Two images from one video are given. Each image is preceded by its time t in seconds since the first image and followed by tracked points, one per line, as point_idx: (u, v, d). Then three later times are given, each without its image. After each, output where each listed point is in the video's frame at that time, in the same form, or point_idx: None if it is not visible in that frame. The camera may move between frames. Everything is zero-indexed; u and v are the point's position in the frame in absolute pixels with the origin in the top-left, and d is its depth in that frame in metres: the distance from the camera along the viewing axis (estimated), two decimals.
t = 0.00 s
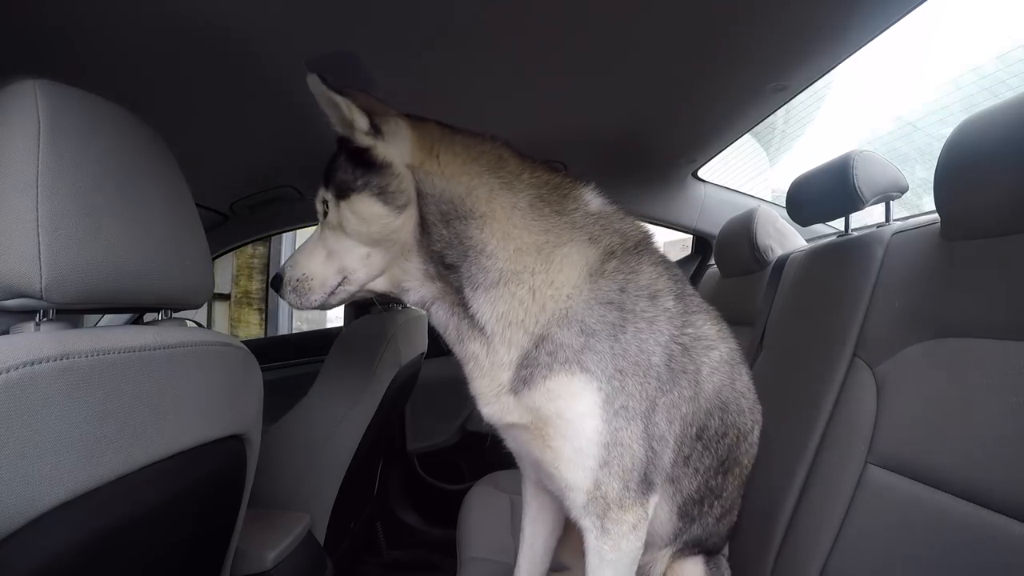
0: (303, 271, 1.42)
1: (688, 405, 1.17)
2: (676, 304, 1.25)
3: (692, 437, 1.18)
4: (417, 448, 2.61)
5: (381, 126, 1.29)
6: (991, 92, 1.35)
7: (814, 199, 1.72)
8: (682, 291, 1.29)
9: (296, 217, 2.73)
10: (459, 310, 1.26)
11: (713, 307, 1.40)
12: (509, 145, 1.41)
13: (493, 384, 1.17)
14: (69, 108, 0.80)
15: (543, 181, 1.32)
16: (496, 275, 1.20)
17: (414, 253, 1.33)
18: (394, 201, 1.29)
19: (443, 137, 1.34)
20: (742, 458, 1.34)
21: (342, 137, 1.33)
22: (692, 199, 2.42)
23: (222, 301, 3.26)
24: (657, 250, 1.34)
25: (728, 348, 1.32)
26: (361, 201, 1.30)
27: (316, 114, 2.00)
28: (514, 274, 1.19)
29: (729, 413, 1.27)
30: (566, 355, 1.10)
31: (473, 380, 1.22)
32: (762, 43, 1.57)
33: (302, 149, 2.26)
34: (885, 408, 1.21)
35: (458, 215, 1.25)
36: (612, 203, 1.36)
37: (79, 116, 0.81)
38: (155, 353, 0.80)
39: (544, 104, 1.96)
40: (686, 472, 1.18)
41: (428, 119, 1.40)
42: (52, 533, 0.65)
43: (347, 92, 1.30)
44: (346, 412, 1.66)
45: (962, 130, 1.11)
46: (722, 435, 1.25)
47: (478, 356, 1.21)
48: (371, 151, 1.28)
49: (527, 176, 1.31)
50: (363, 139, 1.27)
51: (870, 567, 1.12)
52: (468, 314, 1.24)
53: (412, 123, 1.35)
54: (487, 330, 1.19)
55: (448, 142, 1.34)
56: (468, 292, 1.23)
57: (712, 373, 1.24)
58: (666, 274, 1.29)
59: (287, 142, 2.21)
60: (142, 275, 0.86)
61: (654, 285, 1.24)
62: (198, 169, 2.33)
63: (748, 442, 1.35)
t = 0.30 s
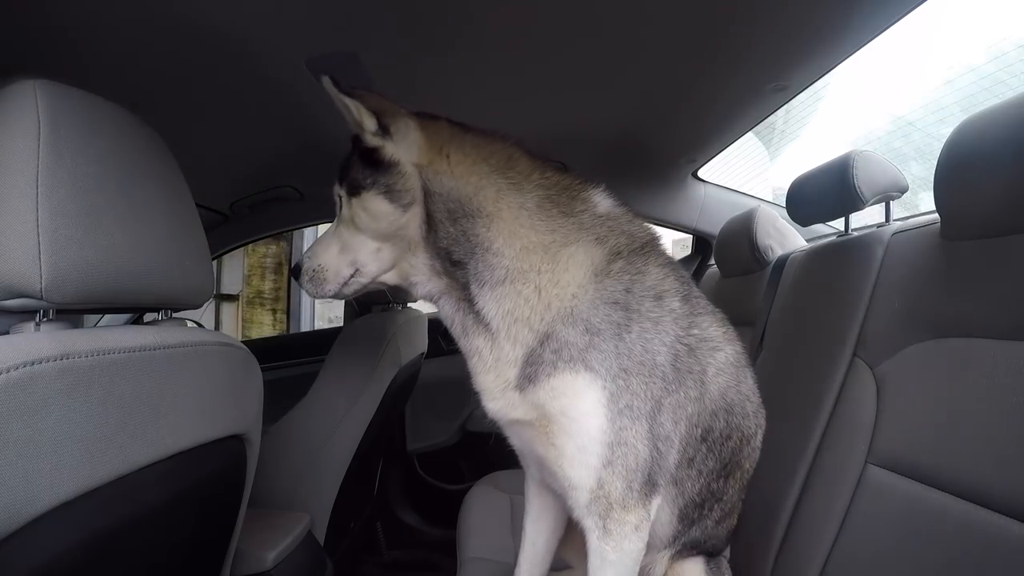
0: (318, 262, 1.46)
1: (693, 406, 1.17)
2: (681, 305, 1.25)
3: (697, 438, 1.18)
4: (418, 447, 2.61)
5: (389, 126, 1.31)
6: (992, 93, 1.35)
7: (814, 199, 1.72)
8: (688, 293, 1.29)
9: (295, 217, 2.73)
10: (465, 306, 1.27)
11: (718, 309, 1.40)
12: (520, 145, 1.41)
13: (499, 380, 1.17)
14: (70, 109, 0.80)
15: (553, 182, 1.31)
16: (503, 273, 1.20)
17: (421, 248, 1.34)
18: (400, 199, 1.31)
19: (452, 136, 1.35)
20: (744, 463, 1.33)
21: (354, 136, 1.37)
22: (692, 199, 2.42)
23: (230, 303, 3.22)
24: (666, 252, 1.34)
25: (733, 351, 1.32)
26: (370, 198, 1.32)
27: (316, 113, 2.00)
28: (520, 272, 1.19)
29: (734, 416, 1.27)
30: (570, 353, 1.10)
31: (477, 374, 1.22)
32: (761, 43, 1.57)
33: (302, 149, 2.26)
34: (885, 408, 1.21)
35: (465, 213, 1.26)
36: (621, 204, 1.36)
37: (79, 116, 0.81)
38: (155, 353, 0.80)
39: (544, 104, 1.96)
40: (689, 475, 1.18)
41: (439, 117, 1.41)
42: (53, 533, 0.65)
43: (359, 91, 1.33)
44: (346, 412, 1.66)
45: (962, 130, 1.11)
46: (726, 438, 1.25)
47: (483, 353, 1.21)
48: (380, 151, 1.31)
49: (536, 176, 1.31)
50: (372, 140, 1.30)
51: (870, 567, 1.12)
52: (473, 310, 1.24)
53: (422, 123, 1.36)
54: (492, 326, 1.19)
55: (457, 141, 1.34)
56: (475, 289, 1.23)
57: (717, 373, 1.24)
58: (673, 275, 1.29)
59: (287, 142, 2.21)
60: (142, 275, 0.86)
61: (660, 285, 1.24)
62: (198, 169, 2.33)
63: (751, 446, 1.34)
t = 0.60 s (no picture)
0: (331, 257, 1.50)
1: (704, 409, 1.17)
2: (692, 307, 1.25)
3: (706, 441, 1.18)
4: (418, 447, 2.60)
5: (398, 123, 1.31)
6: (991, 93, 1.37)
7: (814, 200, 1.72)
8: (699, 294, 1.29)
9: (295, 217, 2.73)
10: (474, 303, 1.27)
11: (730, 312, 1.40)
12: (531, 141, 1.40)
13: (508, 378, 1.17)
14: (70, 109, 0.80)
15: (564, 180, 1.31)
16: (513, 269, 1.20)
17: (430, 243, 1.34)
18: (405, 194, 1.33)
19: (462, 133, 1.34)
20: (752, 468, 1.33)
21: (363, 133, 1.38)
22: (692, 199, 2.42)
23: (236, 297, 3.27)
24: (677, 252, 1.34)
25: (744, 352, 1.32)
26: (379, 194, 1.35)
27: (316, 113, 2.00)
28: (531, 270, 1.19)
29: (744, 419, 1.27)
30: (581, 353, 1.10)
31: (485, 370, 1.23)
32: (761, 43, 1.57)
33: (302, 149, 2.26)
34: (885, 408, 1.21)
35: (474, 209, 1.26)
36: (633, 203, 1.35)
37: (80, 116, 0.81)
38: (155, 353, 0.80)
39: (544, 104, 1.96)
40: (697, 477, 1.18)
41: (450, 113, 1.40)
42: (53, 533, 0.65)
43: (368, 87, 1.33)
44: (346, 412, 1.66)
45: (962, 130, 1.11)
46: (735, 441, 1.25)
47: (492, 350, 1.21)
48: (387, 148, 1.32)
49: (547, 174, 1.31)
50: (379, 137, 1.31)
51: (870, 566, 1.12)
52: (483, 307, 1.24)
53: (431, 119, 1.36)
54: (501, 323, 1.19)
55: (468, 138, 1.33)
56: (484, 285, 1.23)
57: (727, 375, 1.24)
58: (684, 276, 1.29)
59: (287, 142, 2.21)
60: (142, 275, 0.86)
61: (672, 286, 1.24)
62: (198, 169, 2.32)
63: (759, 450, 1.34)
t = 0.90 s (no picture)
0: (336, 257, 1.50)
1: (710, 412, 1.17)
2: (700, 309, 1.25)
3: (712, 443, 1.18)
4: (418, 448, 2.60)
5: (406, 121, 1.32)
6: (991, 93, 1.38)
7: (814, 199, 1.72)
8: (707, 297, 1.29)
9: (295, 217, 2.73)
10: (483, 304, 1.27)
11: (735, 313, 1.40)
12: (540, 141, 1.40)
13: (515, 380, 1.17)
14: (70, 109, 0.79)
15: (573, 180, 1.31)
16: (523, 270, 1.20)
17: (437, 243, 1.34)
18: (413, 193, 1.32)
19: (471, 132, 1.34)
20: (756, 471, 1.33)
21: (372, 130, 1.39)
22: (692, 199, 2.42)
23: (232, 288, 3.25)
24: (685, 253, 1.34)
25: (751, 355, 1.32)
26: (385, 193, 1.34)
27: (316, 114, 2.00)
28: (540, 270, 1.19)
29: (749, 421, 1.27)
30: (589, 356, 1.10)
31: (491, 370, 1.22)
32: (762, 43, 1.57)
33: (302, 149, 2.26)
34: (885, 408, 1.21)
35: (484, 209, 1.26)
36: (641, 204, 1.35)
37: (80, 117, 0.81)
38: (155, 354, 0.80)
39: (544, 104, 1.96)
40: (702, 480, 1.18)
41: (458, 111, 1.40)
42: (52, 533, 0.65)
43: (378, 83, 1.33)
44: (346, 412, 1.66)
45: (963, 129, 1.11)
46: (740, 443, 1.25)
47: (499, 351, 1.21)
48: (395, 145, 1.33)
49: (557, 174, 1.31)
50: (388, 134, 1.31)
51: (871, 566, 1.12)
52: (491, 308, 1.24)
53: (439, 117, 1.36)
54: (509, 324, 1.19)
55: (478, 137, 1.33)
56: (493, 286, 1.23)
57: (734, 378, 1.24)
58: (692, 278, 1.29)
59: (287, 142, 2.21)
60: (142, 276, 0.86)
61: (681, 288, 1.24)
62: (198, 169, 2.32)
63: (764, 453, 1.33)
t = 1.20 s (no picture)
0: (333, 259, 1.50)
1: (707, 411, 1.17)
2: (696, 309, 1.25)
3: (708, 442, 1.18)
4: (418, 448, 2.60)
5: (401, 122, 1.32)
6: (991, 93, 1.40)
7: (814, 200, 1.72)
8: (703, 296, 1.29)
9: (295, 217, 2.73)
10: (479, 303, 1.27)
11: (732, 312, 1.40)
12: (537, 141, 1.40)
13: (513, 381, 1.17)
14: (70, 109, 0.79)
15: (571, 181, 1.31)
16: (521, 271, 1.20)
17: (434, 244, 1.34)
18: (410, 195, 1.32)
19: (467, 133, 1.34)
20: (754, 469, 1.33)
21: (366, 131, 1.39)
22: (692, 199, 2.42)
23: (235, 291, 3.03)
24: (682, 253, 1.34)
25: (747, 354, 1.33)
26: (381, 195, 1.34)
27: (316, 114, 2.00)
28: (538, 271, 1.19)
29: (746, 419, 1.27)
30: (588, 356, 1.10)
31: (489, 369, 1.22)
32: (762, 43, 1.57)
33: (303, 148, 2.26)
34: (885, 408, 1.21)
35: (482, 209, 1.26)
36: (638, 204, 1.35)
37: (81, 117, 0.81)
38: (155, 353, 0.80)
39: (544, 104, 1.96)
40: (700, 478, 1.18)
41: (453, 112, 1.40)
42: (52, 533, 0.65)
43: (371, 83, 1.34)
44: (347, 412, 1.66)
45: (963, 129, 1.11)
46: (737, 441, 1.25)
47: (498, 352, 1.20)
48: (391, 147, 1.33)
49: (554, 175, 1.31)
50: (383, 136, 1.32)
51: (871, 566, 1.11)
52: (489, 309, 1.24)
53: (435, 118, 1.36)
54: (508, 325, 1.19)
55: (474, 137, 1.33)
56: (491, 287, 1.23)
57: (730, 377, 1.24)
58: (689, 278, 1.29)
59: (287, 142, 2.21)
60: (142, 276, 0.86)
61: (678, 289, 1.25)
62: (198, 169, 2.32)
63: (761, 450, 1.34)
